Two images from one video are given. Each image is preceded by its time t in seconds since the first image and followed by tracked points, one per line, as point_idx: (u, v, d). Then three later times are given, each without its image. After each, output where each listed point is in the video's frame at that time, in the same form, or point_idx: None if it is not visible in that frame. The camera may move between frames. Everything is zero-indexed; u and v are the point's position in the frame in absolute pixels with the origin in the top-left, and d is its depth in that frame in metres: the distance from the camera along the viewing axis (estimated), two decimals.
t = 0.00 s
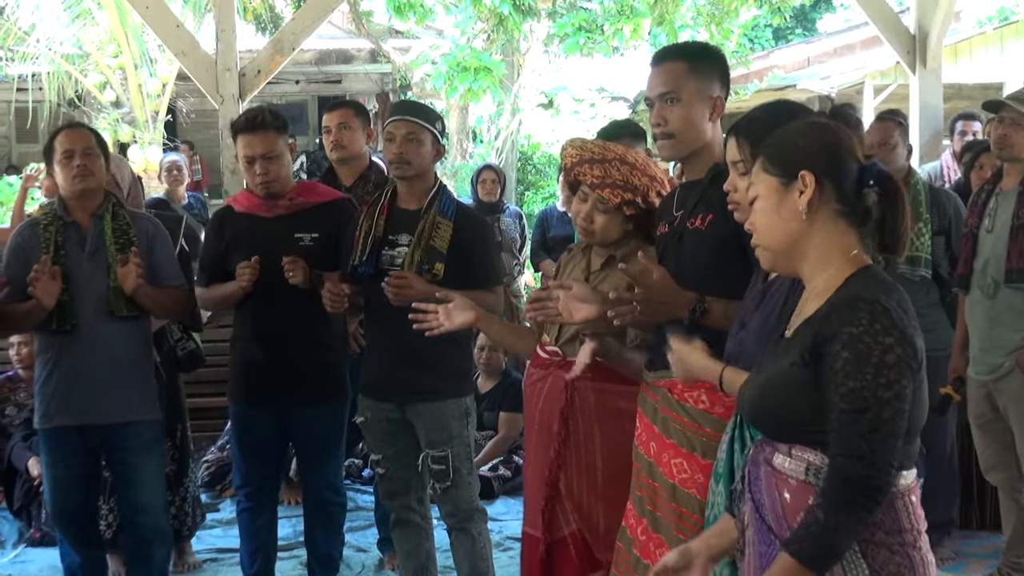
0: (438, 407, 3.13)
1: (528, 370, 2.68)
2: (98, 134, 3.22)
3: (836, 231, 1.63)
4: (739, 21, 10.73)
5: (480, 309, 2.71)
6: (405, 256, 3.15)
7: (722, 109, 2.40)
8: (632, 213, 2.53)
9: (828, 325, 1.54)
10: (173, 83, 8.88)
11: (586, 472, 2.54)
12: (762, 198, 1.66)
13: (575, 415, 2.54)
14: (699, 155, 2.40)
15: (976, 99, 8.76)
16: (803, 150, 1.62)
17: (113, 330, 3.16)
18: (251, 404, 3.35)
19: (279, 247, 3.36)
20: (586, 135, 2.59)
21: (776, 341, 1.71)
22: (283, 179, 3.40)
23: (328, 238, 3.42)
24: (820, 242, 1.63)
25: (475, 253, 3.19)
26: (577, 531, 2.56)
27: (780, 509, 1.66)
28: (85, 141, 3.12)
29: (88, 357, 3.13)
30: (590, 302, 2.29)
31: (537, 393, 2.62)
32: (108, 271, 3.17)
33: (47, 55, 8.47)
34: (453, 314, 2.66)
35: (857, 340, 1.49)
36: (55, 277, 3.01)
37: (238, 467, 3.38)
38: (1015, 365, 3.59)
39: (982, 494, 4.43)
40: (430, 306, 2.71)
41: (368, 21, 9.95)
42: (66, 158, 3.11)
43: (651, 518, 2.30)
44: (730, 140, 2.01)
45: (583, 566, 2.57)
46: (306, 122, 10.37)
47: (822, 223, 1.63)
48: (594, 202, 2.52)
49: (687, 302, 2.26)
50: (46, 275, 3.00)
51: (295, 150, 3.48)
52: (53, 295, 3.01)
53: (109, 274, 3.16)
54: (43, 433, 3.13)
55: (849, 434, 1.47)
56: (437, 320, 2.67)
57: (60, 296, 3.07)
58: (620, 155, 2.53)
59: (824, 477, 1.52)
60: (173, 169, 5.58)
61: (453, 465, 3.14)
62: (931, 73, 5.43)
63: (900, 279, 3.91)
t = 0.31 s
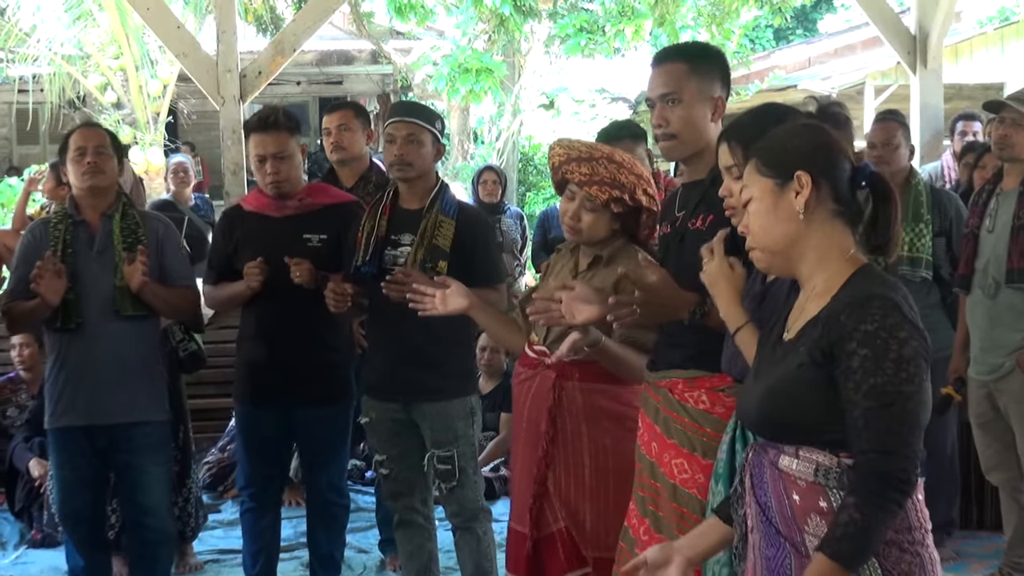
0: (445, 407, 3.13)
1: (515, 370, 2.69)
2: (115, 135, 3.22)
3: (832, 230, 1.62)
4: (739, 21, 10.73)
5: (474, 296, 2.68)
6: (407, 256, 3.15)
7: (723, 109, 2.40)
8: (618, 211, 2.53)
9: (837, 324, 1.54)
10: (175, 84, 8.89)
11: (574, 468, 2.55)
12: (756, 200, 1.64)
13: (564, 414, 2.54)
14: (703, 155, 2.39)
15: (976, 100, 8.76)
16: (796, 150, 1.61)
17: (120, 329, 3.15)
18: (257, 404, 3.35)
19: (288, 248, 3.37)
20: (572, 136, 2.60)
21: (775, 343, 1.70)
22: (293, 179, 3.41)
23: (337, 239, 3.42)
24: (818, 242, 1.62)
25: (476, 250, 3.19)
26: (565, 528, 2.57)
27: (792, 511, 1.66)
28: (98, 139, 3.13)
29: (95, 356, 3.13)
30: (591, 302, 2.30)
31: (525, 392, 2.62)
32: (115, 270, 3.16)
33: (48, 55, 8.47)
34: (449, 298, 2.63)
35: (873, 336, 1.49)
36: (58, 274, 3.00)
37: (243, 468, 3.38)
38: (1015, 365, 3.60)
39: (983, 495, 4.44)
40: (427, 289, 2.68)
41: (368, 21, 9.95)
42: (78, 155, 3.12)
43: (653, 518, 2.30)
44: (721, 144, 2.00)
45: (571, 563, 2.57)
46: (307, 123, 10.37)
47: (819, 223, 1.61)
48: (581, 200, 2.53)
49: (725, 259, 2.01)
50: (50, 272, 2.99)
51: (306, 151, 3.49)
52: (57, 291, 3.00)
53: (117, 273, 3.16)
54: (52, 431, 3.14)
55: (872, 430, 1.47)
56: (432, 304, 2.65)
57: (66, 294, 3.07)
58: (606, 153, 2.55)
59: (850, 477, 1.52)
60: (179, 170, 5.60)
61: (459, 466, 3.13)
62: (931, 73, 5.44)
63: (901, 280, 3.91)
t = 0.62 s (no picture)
0: (453, 409, 3.13)
1: (507, 372, 2.68)
2: (131, 135, 3.21)
3: (840, 229, 1.61)
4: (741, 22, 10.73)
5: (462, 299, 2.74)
6: (418, 255, 3.15)
7: (729, 110, 2.41)
8: (608, 210, 2.54)
9: (841, 323, 1.54)
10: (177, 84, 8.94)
11: (569, 469, 2.55)
12: (766, 199, 1.64)
13: (563, 415, 2.54)
14: (705, 157, 2.40)
15: (977, 102, 8.76)
16: (805, 149, 1.60)
17: (128, 334, 3.15)
18: (267, 403, 3.35)
19: (301, 249, 3.37)
20: (557, 139, 2.61)
21: (783, 342, 1.70)
22: (308, 179, 3.41)
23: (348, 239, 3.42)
24: (825, 241, 1.61)
25: (486, 249, 3.19)
26: (559, 528, 2.56)
27: (796, 513, 1.66)
28: (113, 140, 3.13)
29: (103, 361, 3.13)
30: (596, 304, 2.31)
31: (519, 395, 2.61)
32: (124, 274, 3.15)
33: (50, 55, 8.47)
34: (434, 299, 2.72)
35: (875, 335, 1.49)
36: (65, 278, 2.99)
37: (248, 466, 3.38)
38: (1017, 367, 3.60)
39: (984, 496, 4.43)
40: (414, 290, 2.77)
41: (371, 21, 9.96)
42: (91, 157, 3.13)
43: (656, 519, 2.30)
44: (721, 148, 2.00)
45: (563, 564, 2.56)
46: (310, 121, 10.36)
47: (827, 223, 1.61)
48: (572, 200, 2.52)
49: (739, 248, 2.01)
50: (57, 277, 2.98)
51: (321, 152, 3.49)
52: (65, 296, 3.00)
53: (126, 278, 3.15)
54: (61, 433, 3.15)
55: (874, 430, 1.47)
56: (418, 304, 2.74)
57: (74, 299, 3.07)
58: (591, 155, 2.55)
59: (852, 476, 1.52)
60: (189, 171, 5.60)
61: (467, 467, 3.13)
62: (933, 75, 5.44)
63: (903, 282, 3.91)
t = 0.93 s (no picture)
0: (462, 412, 3.13)
1: (504, 372, 2.65)
2: (147, 139, 3.23)
3: (848, 235, 1.60)
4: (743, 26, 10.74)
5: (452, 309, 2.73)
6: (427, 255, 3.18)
7: (735, 115, 2.41)
8: (608, 213, 2.55)
9: (828, 330, 1.53)
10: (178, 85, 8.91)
11: (572, 472, 2.55)
12: (774, 207, 1.65)
13: (567, 418, 2.54)
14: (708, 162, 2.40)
15: (978, 106, 8.76)
16: (810, 157, 1.60)
17: (132, 338, 3.14)
18: (274, 399, 3.35)
19: (312, 253, 3.37)
20: (554, 144, 2.61)
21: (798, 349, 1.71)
22: (322, 183, 3.40)
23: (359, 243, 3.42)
24: (831, 248, 1.61)
25: (495, 250, 3.18)
26: (560, 530, 2.56)
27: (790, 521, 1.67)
28: (124, 143, 3.15)
29: (106, 364, 3.13)
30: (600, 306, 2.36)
31: (519, 397, 2.58)
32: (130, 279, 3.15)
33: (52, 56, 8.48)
34: (425, 310, 2.68)
35: (856, 343, 1.48)
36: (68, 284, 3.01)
37: (254, 464, 3.39)
38: (1018, 371, 3.59)
39: (984, 500, 4.43)
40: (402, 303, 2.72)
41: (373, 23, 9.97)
42: (102, 159, 3.13)
43: (653, 521, 2.30)
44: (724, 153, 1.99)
45: (564, 565, 2.56)
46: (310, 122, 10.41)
47: (832, 230, 1.60)
48: (571, 205, 2.53)
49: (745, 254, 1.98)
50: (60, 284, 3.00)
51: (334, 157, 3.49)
52: (68, 303, 3.01)
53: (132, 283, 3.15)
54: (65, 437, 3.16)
55: (853, 440, 1.46)
56: (409, 316, 2.69)
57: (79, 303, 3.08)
58: (589, 161, 2.55)
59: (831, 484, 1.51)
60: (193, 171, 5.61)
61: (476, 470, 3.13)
62: (934, 79, 5.45)
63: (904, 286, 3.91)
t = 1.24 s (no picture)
0: (467, 417, 3.13)
1: (510, 375, 2.67)
2: (156, 143, 3.24)
3: (859, 243, 1.60)
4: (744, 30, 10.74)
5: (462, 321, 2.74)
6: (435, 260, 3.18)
7: (737, 121, 2.41)
8: (611, 209, 2.58)
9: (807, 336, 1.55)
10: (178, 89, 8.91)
11: (589, 475, 2.59)
12: (791, 214, 1.65)
13: (584, 421, 2.58)
14: (714, 167, 2.39)
15: (979, 110, 8.75)
16: (824, 164, 1.60)
17: (134, 340, 3.14)
18: (273, 403, 3.34)
19: (317, 257, 3.37)
20: (552, 145, 2.62)
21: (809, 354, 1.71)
22: (329, 187, 3.39)
23: (362, 249, 3.44)
24: (841, 255, 1.61)
25: (501, 255, 3.18)
26: (579, 535, 2.59)
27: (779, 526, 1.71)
28: (133, 146, 3.15)
29: (106, 366, 3.12)
30: (602, 309, 2.39)
31: (532, 404, 2.59)
32: (133, 281, 3.15)
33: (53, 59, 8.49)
34: (438, 324, 2.70)
35: (823, 351, 1.49)
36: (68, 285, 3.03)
37: (251, 468, 3.37)
38: (1019, 376, 3.59)
39: (986, 504, 4.42)
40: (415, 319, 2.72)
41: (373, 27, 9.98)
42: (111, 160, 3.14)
43: (654, 525, 2.30)
44: (732, 155, 1.99)
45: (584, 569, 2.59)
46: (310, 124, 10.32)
47: (841, 236, 1.60)
48: (573, 201, 2.53)
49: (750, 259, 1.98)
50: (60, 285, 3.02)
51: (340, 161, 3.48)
52: (69, 302, 3.04)
53: (134, 285, 3.14)
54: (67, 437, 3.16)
55: (814, 446, 1.48)
56: (422, 331, 2.70)
57: (81, 303, 3.08)
58: (590, 158, 2.58)
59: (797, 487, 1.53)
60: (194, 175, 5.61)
61: (480, 475, 3.12)
62: (935, 83, 5.45)
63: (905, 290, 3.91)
